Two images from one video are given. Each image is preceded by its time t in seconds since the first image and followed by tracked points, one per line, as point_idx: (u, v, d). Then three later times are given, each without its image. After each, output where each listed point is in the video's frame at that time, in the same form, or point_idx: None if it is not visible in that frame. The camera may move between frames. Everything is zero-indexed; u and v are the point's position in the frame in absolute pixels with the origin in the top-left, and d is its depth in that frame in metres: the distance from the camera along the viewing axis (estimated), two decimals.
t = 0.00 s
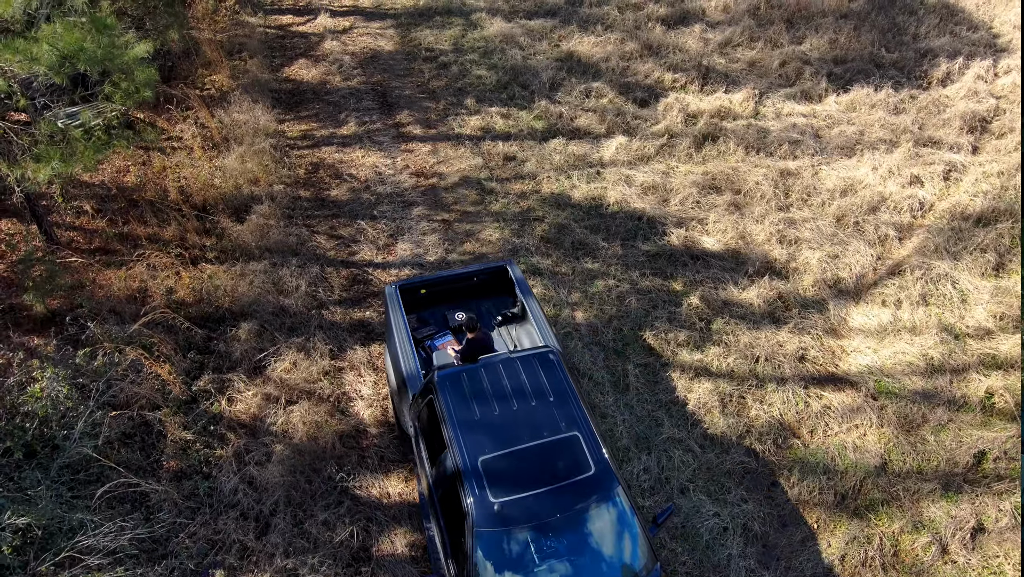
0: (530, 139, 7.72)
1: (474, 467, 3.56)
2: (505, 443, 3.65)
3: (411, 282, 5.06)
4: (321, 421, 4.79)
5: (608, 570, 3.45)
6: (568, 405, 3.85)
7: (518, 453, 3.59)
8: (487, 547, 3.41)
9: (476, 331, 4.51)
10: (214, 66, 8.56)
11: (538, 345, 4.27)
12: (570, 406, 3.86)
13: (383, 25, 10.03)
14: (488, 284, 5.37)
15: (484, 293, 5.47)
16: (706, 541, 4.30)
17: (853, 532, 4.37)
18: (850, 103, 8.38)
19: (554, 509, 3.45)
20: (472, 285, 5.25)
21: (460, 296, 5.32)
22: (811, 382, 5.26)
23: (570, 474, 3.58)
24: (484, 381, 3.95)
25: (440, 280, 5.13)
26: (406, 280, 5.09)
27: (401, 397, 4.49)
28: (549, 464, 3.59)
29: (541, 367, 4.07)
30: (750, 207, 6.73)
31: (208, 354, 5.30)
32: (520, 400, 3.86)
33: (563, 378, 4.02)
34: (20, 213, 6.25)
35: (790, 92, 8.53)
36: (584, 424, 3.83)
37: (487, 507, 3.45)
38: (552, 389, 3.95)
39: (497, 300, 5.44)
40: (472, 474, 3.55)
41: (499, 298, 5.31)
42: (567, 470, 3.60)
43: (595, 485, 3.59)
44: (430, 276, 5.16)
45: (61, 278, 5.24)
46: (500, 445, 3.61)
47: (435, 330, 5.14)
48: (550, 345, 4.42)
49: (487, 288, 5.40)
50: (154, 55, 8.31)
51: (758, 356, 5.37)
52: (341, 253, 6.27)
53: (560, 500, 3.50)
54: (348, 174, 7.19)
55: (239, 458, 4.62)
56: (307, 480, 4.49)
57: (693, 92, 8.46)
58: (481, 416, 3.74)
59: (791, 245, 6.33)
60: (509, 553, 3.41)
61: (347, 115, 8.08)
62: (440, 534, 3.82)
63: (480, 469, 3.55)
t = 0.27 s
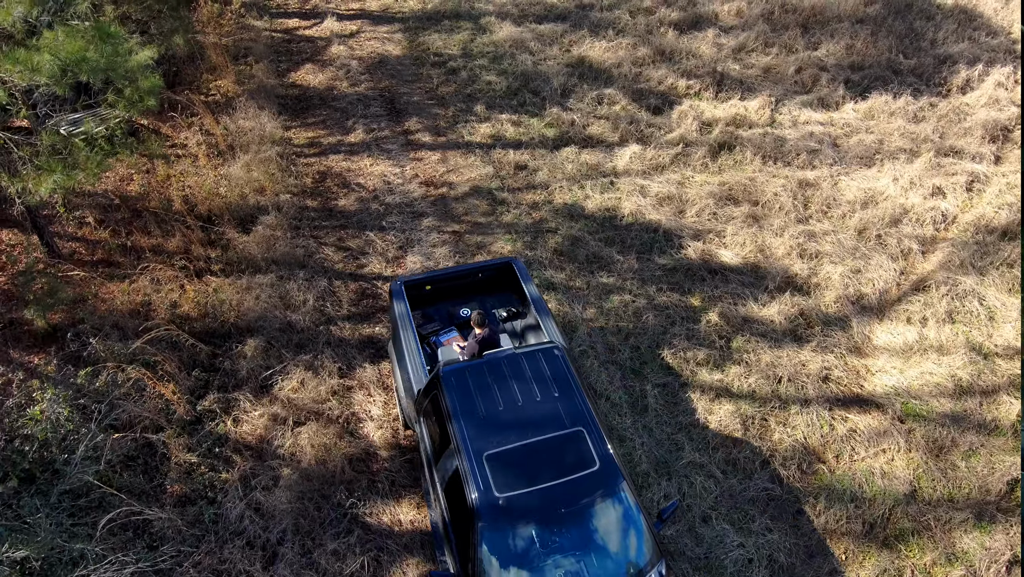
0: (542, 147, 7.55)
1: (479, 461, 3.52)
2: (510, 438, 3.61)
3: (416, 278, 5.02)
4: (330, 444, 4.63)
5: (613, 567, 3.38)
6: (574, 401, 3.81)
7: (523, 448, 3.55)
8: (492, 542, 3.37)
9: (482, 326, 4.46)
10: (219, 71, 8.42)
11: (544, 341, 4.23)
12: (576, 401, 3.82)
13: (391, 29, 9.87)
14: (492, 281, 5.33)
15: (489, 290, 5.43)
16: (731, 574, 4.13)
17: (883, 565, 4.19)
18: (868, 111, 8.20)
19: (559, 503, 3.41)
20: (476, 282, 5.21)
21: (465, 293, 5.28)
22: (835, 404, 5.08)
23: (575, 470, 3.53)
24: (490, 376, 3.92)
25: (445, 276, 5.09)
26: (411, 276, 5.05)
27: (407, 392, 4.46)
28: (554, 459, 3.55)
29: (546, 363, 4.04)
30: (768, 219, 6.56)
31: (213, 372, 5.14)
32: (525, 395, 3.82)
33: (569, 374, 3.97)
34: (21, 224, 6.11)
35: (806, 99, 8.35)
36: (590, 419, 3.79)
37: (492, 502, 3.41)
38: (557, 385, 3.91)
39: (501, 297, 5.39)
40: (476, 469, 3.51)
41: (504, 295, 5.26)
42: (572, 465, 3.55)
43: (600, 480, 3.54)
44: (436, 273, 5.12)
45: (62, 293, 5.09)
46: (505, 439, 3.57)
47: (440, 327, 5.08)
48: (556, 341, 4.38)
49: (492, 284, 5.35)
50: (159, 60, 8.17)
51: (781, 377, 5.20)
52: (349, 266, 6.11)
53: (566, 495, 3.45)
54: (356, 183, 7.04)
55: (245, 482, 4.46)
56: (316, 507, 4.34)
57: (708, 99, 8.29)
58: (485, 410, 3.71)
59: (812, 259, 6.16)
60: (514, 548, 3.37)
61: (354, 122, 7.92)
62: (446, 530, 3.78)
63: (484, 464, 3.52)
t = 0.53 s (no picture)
0: (552, 155, 7.39)
1: (480, 452, 3.46)
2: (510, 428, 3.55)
3: (418, 271, 4.96)
4: (336, 466, 4.47)
5: (614, 561, 3.31)
6: (575, 391, 3.75)
7: (523, 438, 3.49)
8: (493, 533, 3.31)
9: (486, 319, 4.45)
10: (222, 75, 8.27)
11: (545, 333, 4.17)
12: (577, 392, 3.75)
13: (397, 32, 9.72)
14: (495, 274, 5.27)
15: (492, 283, 5.37)
16: None
17: None
18: (885, 118, 8.02)
19: (560, 494, 3.34)
20: (479, 275, 5.15)
21: (467, 286, 5.22)
22: (858, 425, 4.91)
23: (576, 460, 3.47)
24: (491, 366, 3.86)
25: (448, 270, 5.03)
26: (414, 268, 5.00)
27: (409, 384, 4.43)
28: (555, 449, 3.48)
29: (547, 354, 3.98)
30: (786, 230, 6.39)
31: (215, 389, 4.98)
32: (526, 386, 3.76)
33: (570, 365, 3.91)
34: (19, 234, 5.96)
35: (821, 105, 8.17)
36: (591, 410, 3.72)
37: (493, 492, 3.35)
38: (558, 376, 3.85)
39: (504, 291, 5.34)
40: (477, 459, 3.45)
41: (507, 288, 5.21)
42: (573, 455, 3.49)
43: (602, 471, 3.47)
44: (438, 266, 5.06)
45: (60, 308, 4.93)
46: (506, 429, 3.51)
47: (443, 319, 5.03)
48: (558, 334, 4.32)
49: (495, 278, 5.29)
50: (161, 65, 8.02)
51: (802, 396, 5.03)
52: (355, 278, 5.95)
53: (567, 485, 3.39)
54: (362, 192, 6.88)
55: (248, 506, 4.30)
56: (322, 533, 4.17)
57: (720, 105, 8.12)
58: (487, 400, 3.65)
59: (831, 272, 5.98)
60: (515, 540, 3.30)
61: (360, 128, 7.77)
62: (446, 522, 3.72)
63: (485, 454, 3.46)
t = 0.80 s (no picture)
0: (561, 162, 7.23)
1: (480, 444, 3.47)
2: (511, 420, 3.56)
3: (421, 264, 5.02)
4: (342, 490, 4.31)
5: (613, 552, 3.35)
6: (575, 383, 3.76)
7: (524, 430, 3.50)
8: (493, 525, 3.33)
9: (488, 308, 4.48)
10: (225, 79, 8.11)
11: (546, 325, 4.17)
12: (577, 384, 3.77)
13: (402, 36, 9.57)
14: (497, 269, 5.29)
15: (494, 279, 5.39)
16: None
17: None
18: (901, 125, 7.85)
19: (559, 486, 3.37)
20: (481, 268, 5.18)
21: (470, 281, 5.25)
22: (882, 447, 4.73)
23: (575, 452, 3.49)
24: (491, 358, 3.86)
25: (451, 263, 5.09)
26: (417, 262, 5.06)
27: (409, 374, 4.44)
28: (555, 441, 3.50)
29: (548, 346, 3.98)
30: (803, 241, 6.22)
31: (218, 408, 4.82)
32: (527, 378, 3.76)
33: (570, 357, 3.91)
34: (17, 244, 5.81)
35: (836, 112, 8.00)
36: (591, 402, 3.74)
37: (493, 484, 3.37)
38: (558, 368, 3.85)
39: (506, 286, 5.35)
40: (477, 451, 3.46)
41: (509, 282, 5.22)
42: (573, 447, 3.51)
43: (601, 463, 3.50)
44: (440, 260, 5.14)
45: (57, 324, 4.77)
46: (506, 421, 3.53)
47: (445, 312, 5.04)
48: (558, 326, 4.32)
49: (497, 273, 5.31)
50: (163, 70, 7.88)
51: (823, 416, 4.86)
52: (361, 290, 5.80)
53: (566, 477, 3.41)
54: (368, 200, 6.73)
55: (251, 532, 4.13)
56: (328, 562, 4.00)
57: (733, 112, 7.96)
58: (487, 392, 3.66)
59: (851, 286, 5.81)
60: (515, 532, 3.33)
61: (365, 134, 7.61)
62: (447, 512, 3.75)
63: (485, 446, 3.47)
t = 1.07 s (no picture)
0: (571, 172, 7.08)
1: (483, 438, 3.46)
2: (513, 415, 3.56)
3: (425, 261, 4.97)
4: (350, 518, 4.17)
5: (616, 549, 3.30)
6: (577, 380, 3.77)
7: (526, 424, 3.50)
8: (495, 519, 3.29)
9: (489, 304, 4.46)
10: (228, 85, 7.97)
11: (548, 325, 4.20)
12: (579, 381, 3.78)
13: (408, 41, 9.43)
14: (502, 267, 5.22)
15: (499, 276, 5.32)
16: None
17: None
18: (917, 134, 7.69)
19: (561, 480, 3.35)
20: (485, 266, 5.12)
21: (474, 278, 5.18)
22: (907, 472, 4.57)
23: (577, 447, 3.48)
24: (494, 355, 3.87)
25: (455, 260, 5.03)
26: (421, 259, 5.01)
27: (413, 371, 4.42)
28: (558, 435, 3.50)
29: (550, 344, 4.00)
30: (820, 255, 6.08)
31: (221, 429, 4.68)
32: (529, 374, 3.77)
33: (572, 355, 3.93)
34: (15, 258, 5.67)
35: (850, 120, 7.85)
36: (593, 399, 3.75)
37: (495, 478, 3.35)
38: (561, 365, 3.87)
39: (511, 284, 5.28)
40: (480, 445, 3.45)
41: (513, 279, 5.16)
42: (575, 442, 3.50)
43: (603, 458, 3.49)
44: (444, 256, 5.09)
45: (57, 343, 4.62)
46: (509, 416, 3.53)
47: (449, 309, 4.97)
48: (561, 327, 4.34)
49: (502, 270, 5.25)
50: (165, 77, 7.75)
51: (845, 439, 4.71)
52: (368, 306, 5.66)
53: (568, 472, 3.40)
54: (374, 212, 6.59)
55: (255, 562, 3.97)
56: None
57: (745, 120, 7.82)
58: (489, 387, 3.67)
59: (871, 302, 5.66)
60: (518, 527, 3.29)
61: (371, 143, 7.47)
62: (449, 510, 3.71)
63: (488, 440, 3.46)
